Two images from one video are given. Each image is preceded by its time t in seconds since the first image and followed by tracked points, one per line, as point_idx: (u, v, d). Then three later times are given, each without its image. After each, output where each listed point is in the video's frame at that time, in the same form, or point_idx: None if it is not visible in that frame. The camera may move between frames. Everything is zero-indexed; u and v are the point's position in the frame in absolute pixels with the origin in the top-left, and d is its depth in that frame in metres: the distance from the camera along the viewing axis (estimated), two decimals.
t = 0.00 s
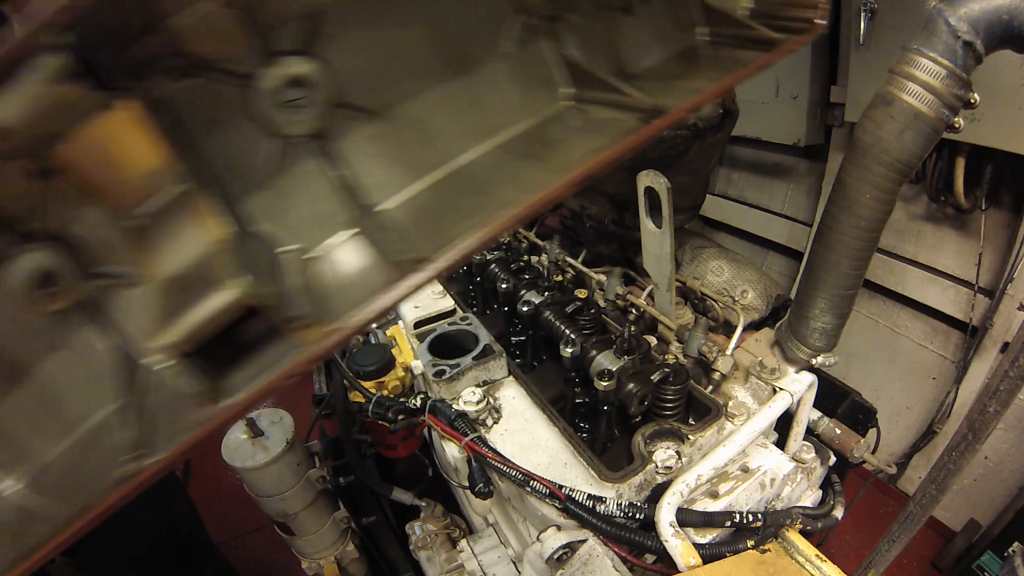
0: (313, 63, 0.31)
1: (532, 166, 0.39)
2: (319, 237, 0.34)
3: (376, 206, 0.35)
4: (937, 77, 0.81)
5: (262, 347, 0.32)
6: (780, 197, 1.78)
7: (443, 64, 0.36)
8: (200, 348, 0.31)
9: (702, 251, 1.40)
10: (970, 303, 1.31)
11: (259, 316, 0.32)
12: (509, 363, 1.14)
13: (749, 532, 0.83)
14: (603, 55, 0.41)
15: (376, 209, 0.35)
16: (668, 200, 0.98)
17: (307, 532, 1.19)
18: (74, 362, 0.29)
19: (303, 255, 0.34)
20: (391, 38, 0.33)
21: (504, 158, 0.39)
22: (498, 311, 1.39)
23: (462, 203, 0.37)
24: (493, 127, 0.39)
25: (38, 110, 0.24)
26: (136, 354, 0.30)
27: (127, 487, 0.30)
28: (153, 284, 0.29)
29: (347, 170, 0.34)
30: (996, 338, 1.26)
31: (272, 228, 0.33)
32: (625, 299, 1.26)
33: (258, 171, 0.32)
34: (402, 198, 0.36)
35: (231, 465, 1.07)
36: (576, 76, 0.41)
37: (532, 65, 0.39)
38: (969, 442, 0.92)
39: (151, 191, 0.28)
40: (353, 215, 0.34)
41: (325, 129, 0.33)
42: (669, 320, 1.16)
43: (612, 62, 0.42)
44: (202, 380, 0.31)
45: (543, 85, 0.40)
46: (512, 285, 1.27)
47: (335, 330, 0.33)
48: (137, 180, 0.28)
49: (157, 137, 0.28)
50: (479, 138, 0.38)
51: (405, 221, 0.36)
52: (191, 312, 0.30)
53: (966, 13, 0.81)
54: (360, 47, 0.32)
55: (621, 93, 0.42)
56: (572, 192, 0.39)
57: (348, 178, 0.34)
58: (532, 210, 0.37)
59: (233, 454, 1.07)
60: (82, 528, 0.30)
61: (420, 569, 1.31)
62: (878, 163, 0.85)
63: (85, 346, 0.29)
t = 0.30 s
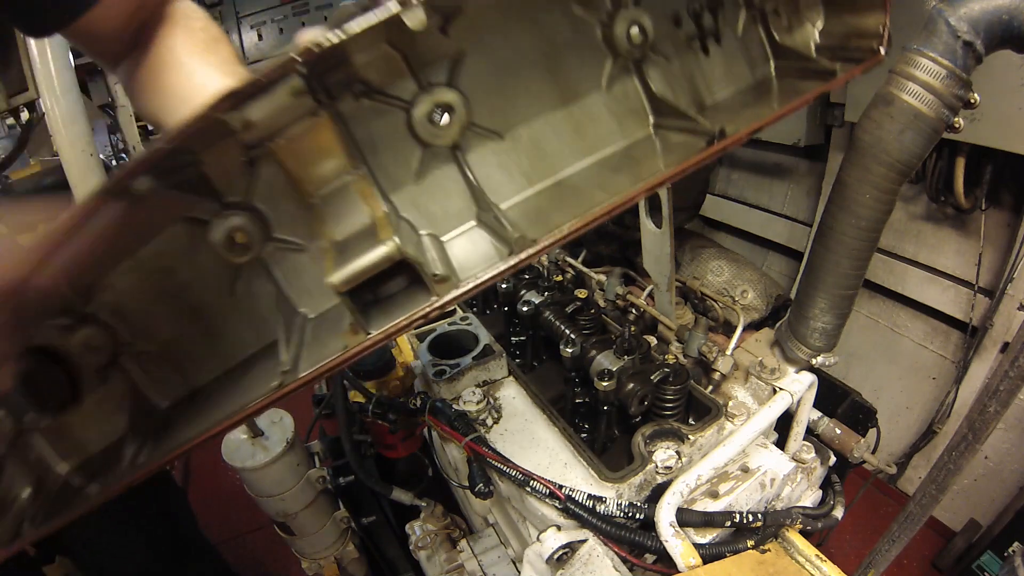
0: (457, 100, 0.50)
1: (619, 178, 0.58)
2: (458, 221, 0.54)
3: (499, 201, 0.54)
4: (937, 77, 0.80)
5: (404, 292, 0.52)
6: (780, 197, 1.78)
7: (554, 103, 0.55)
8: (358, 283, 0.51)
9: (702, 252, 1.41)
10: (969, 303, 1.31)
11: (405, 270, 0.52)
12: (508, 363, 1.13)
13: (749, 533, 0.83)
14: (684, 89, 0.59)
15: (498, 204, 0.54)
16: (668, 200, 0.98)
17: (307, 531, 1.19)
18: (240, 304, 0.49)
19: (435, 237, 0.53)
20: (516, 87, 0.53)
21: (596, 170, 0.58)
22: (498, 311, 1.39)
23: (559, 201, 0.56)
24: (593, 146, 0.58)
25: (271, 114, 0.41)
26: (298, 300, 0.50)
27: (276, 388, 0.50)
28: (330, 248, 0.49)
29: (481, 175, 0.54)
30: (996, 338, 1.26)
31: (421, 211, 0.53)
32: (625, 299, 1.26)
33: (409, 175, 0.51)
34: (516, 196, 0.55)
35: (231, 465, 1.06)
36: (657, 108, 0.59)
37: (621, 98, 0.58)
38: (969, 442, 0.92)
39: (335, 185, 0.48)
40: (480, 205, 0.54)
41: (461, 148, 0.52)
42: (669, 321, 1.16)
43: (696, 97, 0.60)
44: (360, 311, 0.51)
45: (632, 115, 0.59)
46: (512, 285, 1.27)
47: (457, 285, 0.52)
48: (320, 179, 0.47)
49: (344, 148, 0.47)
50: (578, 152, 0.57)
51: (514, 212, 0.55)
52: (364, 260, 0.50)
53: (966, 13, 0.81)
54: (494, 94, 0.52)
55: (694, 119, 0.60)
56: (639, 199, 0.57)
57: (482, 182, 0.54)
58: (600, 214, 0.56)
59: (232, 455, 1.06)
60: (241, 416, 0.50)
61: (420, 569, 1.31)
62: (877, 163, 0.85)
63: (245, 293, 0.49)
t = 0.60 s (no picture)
0: (480, 144, 0.67)
1: (617, 217, 0.76)
2: (477, 250, 0.71)
3: (513, 234, 0.71)
4: (937, 77, 0.81)
5: (424, 306, 0.67)
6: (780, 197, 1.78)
7: (568, 153, 0.75)
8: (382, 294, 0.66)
9: (702, 252, 1.41)
10: (970, 303, 1.31)
11: (427, 287, 0.68)
12: (509, 363, 1.13)
13: (749, 532, 0.83)
14: (680, 141, 0.81)
15: (516, 236, 0.72)
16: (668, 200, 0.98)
17: (307, 531, 1.19)
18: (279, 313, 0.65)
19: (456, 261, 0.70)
20: (537, 138, 0.72)
21: (597, 211, 0.76)
22: (498, 311, 1.39)
23: (568, 233, 0.73)
24: (597, 191, 0.77)
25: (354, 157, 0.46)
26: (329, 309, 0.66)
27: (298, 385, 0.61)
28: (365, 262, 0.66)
29: (500, 211, 0.71)
30: (997, 338, 1.26)
31: (442, 240, 0.69)
32: (625, 299, 1.26)
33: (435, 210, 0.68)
34: (527, 230, 0.72)
35: (231, 464, 1.06)
36: (657, 156, 0.79)
37: (626, 148, 0.79)
38: (969, 442, 0.92)
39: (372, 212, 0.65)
40: (496, 236, 0.70)
41: (481, 186, 0.69)
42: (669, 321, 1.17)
43: (692, 148, 0.83)
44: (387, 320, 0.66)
45: (636, 163, 0.79)
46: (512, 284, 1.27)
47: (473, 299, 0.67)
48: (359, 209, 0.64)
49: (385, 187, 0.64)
50: (586, 194, 0.76)
51: (525, 243, 0.71)
52: (393, 271, 0.66)
53: (966, 13, 0.81)
54: (517, 145, 0.71)
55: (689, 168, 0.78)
56: (634, 233, 0.72)
57: (500, 217, 0.71)
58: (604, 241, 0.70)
59: (232, 455, 1.06)
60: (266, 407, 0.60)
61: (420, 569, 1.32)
62: (878, 163, 0.85)
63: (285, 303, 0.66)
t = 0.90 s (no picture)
0: (501, 167, 0.70)
1: (623, 237, 0.78)
2: (494, 265, 0.73)
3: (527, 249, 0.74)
4: (937, 77, 0.81)
5: (447, 314, 0.67)
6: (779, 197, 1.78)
7: (577, 179, 0.78)
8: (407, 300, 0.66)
9: (702, 252, 1.41)
10: (970, 303, 1.31)
11: (449, 296, 0.68)
12: (509, 363, 1.13)
13: (749, 532, 0.83)
14: (675, 172, 0.84)
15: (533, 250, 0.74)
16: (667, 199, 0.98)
17: (307, 531, 1.19)
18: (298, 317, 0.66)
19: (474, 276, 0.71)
20: (549, 163, 0.75)
21: (603, 233, 0.78)
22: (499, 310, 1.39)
23: (577, 250, 0.75)
24: (603, 215, 0.79)
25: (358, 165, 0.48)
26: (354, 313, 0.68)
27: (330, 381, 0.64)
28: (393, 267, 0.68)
29: (514, 229, 0.74)
30: (996, 338, 1.26)
31: (462, 253, 0.71)
32: (625, 299, 1.25)
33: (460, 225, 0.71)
34: (540, 248, 0.75)
35: (232, 465, 1.06)
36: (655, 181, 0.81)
37: (628, 174, 0.81)
38: (969, 442, 0.92)
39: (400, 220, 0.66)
40: (511, 251, 0.73)
41: (499, 206, 0.73)
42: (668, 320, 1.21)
43: (685, 178, 0.85)
44: (416, 321, 0.67)
45: (636, 188, 0.82)
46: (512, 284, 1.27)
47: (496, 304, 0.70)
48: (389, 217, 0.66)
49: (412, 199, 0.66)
50: (594, 215, 0.79)
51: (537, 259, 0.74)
52: (420, 278, 0.68)
53: (966, 13, 0.81)
54: (532, 169, 0.74)
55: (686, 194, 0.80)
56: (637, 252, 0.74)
57: (514, 234, 0.73)
58: (610, 257, 0.73)
59: (232, 455, 1.06)
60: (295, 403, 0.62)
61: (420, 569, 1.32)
62: (877, 163, 0.85)
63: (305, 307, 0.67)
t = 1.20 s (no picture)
0: (500, 167, 0.71)
1: (626, 235, 0.78)
2: (497, 265, 0.73)
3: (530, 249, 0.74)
4: (937, 77, 0.81)
5: (450, 315, 0.69)
6: (779, 197, 1.78)
7: (577, 178, 0.78)
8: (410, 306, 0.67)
9: (702, 253, 1.42)
10: (970, 303, 1.31)
11: (452, 298, 0.69)
12: (509, 363, 1.12)
13: (749, 532, 0.83)
14: (681, 166, 0.84)
15: (533, 251, 0.74)
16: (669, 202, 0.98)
17: (306, 532, 1.18)
18: (301, 322, 0.67)
19: (476, 277, 0.72)
20: (550, 163, 0.75)
21: (606, 231, 0.78)
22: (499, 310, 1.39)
23: (579, 251, 0.76)
24: (605, 213, 0.79)
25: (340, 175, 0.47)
26: (359, 317, 0.68)
27: (333, 387, 0.67)
28: (394, 271, 0.67)
29: (516, 229, 0.74)
30: (997, 338, 1.26)
31: (465, 256, 0.72)
32: (625, 299, 1.25)
33: (462, 227, 0.72)
34: (543, 247, 0.75)
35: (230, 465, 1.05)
36: (658, 179, 0.81)
37: (630, 173, 0.81)
38: (969, 443, 0.92)
39: (401, 224, 0.67)
40: (513, 252, 0.73)
41: (500, 207, 0.73)
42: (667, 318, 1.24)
43: (689, 173, 0.85)
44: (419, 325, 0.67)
45: (637, 186, 0.82)
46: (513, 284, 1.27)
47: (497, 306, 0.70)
48: (390, 221, 0.67)
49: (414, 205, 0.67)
50: (595, 215, 0.78)
51: (541, 258, 0.74)
52: (425, 282, 0.67)
53: (966, 13, 0.81)
54: (534, 168, 0.75)
55: (689, 189, 0.79)
56: (640, 249, 0.74)
57: (516, 235, 0.74)
58: (613, 255, 0.73)
59: (232, 457, 1.05)
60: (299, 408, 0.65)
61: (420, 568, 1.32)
62: (877, 163, 0.85)
63: (307, 312, 0.67)
